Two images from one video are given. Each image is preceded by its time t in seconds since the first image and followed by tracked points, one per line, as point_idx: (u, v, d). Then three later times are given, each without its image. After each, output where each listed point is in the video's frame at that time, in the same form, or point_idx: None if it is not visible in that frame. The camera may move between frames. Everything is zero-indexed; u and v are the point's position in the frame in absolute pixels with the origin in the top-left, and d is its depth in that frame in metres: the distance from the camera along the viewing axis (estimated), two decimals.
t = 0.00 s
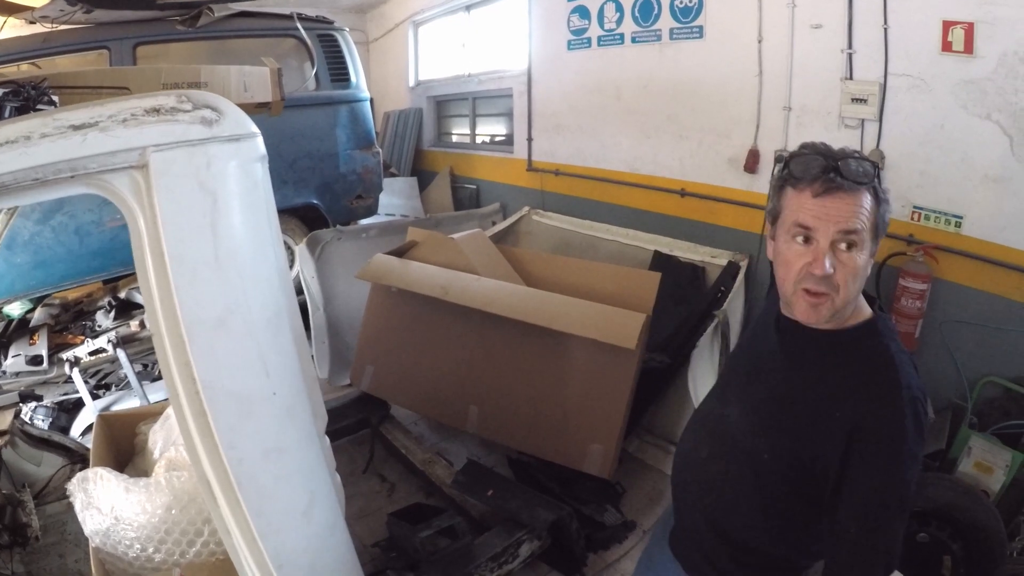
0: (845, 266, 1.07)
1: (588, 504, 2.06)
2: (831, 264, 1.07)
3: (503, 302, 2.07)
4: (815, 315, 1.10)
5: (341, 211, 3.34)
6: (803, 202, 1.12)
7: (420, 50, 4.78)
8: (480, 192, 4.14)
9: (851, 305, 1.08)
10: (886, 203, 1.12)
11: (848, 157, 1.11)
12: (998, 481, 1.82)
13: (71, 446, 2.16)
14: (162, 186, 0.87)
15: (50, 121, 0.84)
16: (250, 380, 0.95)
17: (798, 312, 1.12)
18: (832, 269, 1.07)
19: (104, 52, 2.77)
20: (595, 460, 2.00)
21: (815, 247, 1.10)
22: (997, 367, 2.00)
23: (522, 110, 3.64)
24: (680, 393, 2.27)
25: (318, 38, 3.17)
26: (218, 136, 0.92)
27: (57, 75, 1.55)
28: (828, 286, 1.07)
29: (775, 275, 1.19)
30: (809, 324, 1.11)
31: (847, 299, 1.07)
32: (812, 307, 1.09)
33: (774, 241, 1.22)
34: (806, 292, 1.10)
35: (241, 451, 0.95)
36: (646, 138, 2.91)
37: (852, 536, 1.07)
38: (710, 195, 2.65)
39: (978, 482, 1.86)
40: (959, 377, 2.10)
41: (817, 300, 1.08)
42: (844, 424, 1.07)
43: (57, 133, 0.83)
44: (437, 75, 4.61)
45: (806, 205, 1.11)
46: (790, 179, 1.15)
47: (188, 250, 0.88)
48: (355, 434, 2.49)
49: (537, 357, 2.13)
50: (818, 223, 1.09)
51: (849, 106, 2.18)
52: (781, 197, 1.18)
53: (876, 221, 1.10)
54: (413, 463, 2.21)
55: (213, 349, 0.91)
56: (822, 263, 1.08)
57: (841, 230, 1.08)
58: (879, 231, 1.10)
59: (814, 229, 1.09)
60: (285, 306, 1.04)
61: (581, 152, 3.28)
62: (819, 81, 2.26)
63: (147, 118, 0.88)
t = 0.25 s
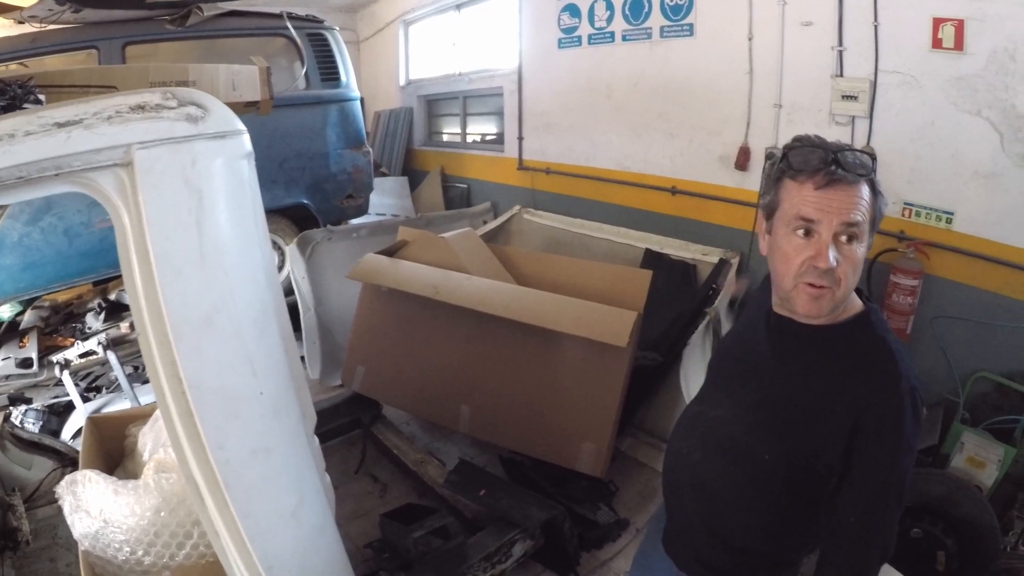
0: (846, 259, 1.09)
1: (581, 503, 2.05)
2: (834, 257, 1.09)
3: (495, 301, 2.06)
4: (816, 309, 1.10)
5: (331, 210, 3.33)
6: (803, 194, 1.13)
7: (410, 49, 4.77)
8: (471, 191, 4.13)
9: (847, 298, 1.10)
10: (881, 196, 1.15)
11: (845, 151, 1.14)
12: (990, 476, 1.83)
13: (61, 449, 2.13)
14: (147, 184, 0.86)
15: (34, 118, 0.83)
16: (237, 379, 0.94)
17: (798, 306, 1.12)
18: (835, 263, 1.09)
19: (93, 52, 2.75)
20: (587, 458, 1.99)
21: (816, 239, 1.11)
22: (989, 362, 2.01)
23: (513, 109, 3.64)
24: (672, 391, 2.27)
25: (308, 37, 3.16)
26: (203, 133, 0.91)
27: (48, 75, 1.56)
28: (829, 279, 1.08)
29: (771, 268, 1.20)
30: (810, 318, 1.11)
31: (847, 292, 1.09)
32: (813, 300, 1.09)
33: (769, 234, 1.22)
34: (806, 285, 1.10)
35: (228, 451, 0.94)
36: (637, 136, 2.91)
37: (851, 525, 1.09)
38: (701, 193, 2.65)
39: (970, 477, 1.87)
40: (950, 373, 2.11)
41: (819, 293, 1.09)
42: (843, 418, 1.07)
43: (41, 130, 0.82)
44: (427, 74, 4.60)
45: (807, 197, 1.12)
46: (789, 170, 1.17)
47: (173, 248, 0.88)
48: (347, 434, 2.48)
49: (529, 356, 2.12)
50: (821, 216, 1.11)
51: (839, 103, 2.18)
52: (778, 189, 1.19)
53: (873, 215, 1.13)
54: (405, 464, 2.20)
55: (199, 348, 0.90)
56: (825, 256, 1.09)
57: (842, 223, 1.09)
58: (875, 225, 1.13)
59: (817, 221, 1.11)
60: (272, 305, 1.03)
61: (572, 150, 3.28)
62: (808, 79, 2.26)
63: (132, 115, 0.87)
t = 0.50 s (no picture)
0: (842, 248, 1.09)
1: (574, 500, 2.04)
2: (832, 246, 1.08)
3: (486, 299, 2.05)
4: (815, 300, 1.09)
5: (321, 209, 3.31)
6: (797, 184, 1.12)
7: (400, 48, 4.75)
8: (461, 190, 4.12)
9: (841, 288, 1.10)
10: (870, 183, 1.15)
11: (833, 140, 1.14)
12: (984, 470, 1.84)
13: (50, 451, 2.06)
14: (129, 176, 0.84)
15: (14, 110, 0.81)
16: (220, 376, 0.92)
17: (796, 298, 1.11)
18: (832, 252, 1.08)
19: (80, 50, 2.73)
20: (580, 456, 1.98)
21: (812, 229, 1.10)
22: (980, 356, 2.02)
23: (503, 106, 3.63)
24: (663, 387, 2.27)
25: (297, 36, 3.14)
26: (186, 124, 0.90)
27: (30, 71, 1.55)
28: (827, 268, 1.08)
29: (765, 260, 1.19)
30: (808, 309, 1.11)
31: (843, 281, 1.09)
32: (811, 290, 1.09)
33: (761, 227, 1.22)
34: (804, 275, 1.10)
35: (212, 450, 0.92)
36: (627, 133, 2.91)
37: (858, 521, 1.08)
38: (691, 190, 2.65)
39: (964, 470, 1.88)
40: (943, 367, 2.12)
41: (817, 284, 1.08)
42: (851, 414, 1.07)
43: (21, 122, 0.80)
44: (417, 73, 4.59)
45: (801, 186, 1.12)
46: (780, 161, 1.16)
47: (155, 242, 0.86)
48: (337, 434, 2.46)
49: (521, 354, 2.11)
50: (817, 204, 1.10)
51: (829, 99, 2.19)
52: (769, 180, 1.18)
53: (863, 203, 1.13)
54: (396, 463, 2.19)
55: (181, 344, 0.89)
56: (823, 246, 1.08)
57: (837, 212, 1.09)
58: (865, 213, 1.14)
59: (813, 211, 1.10)
60: (256, 300, 1.02)
61: (562, 148, 3.27)
62: (798, 74, 2.27)
63: (113, 107, 0.86)
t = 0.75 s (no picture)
0: (837, 231, 1.09)
1: (565, 498, 2.03)
2: (828, 230, 1.08)
3: (475, 297, 2.03)
4: (812, 284, 1.08)
5: (307, 208, 3.28)
6: (790, 168, 1.12)
7: (387, 46, 4.73)
8: (448, 188, 4.11)
9: (836, 273, 1.10)
10: (861, 168, 1.15)
11: (822, 125, 1.14)
12: (977, 462, 1.86)
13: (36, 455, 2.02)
14: (108, 165, 0.82)
15: None
16: (202, 372, 0.90)
17: (793, 283, 1.10)
18: (829, 234, 1.08)
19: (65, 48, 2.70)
20: (571, 454, 1.97)
21: (807, 213, 1.10)
22: (969, 348, 2.02)
23: (490, 103, 3.62)
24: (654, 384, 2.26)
25: (283, 33, 3.11)
26: (167, 112, 0.88)
27: (9, 63, 1.52)
28: (823, 251, 1.07)
29: (759, 247, 1.18)
30: (805, 294, 1.09)
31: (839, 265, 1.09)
32: (808, 274, 1.08)
33: (753, 215, 1.21)
34: (802, 259, 1.08)
35: (194, 448, 0.90)
36: (615, 129, 2.90)
37: (855, 516, 1.07)
38: (680, 185, 2.65)
39: (957, 463, 1.90)
40: (934, 360, 2.12)
41: (814, 268, 1.07)
42: (854, 404, 1.06)
43: None
44: (404, 71, 4.57)
45: (795, 171, 1.11)
46: (771, 147, 1.16)
47: (135, 233, 0.84)
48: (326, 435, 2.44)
49: (510, 352, 2.10)
50: (811, 188, 1.10)
51: (818, 93, 2.19)
52: (761, 167, 1.18)
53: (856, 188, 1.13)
54: (385, 464, 2.16)
55: (162, 339, 0.87)
56: (819, 230, 1.08)
57: (831, 195, 1.09)
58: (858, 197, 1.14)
59: (807, 195, 1.10)
60: (238, 294, 1.00)
61: (550, 145, 3.26)
62: (787, 69, 2.27)
63: (92, 94, 0.83)
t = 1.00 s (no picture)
0: (824, 216, 1.09)
1: (553, 495, 2.01)
2: (815, 216, 1.08)
3: (461, 294, 2.02)
4: (799, 269, 1.08)
5: (289, 207, 3.25)
6: (775, 155, 1.12)
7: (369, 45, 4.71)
8: (432, 187, 4.09)
9: (823, 259, 1.10)
10: (845, 154, 1.16)
11: (807, 111, 1.15)
12: (963, 451, 1.88)
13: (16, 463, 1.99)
14: (82, 155, 0.80)
15: None
16: (179, 368, 0.88)
17: (780, 269, 1.10)
18: (815, 220, 1.08)
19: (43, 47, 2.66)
20: (558, 451, 1.96)
21: (794, 200, 1.10)
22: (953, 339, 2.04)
23: (473, 101, 3.61)
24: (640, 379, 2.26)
25: (265, 31, 3.08)
26: (143, 101, 0.86)
27: None
28: (810, 237, 1.07)
29: (746, 235, 1.18)
30: (793, 280, 1.09)
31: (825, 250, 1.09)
32: (795, 259, 1.08)
33: (739, 203, 1.21)
34: (789, 245, 1.09)
35: (172, 447, 0.87)
36: (598, 126, 2.91)
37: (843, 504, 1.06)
38: (663, 181, 2.66)
39: (943, 452, 1.92)
40: (919, 351, 2.14)
41: (801, 253, 1.08)
42: (842, 392, 1.06)
43: None
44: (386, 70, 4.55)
45: (780, 157, 1.11)
46: (756, 134, 1.16)
47: (109, 225, 0.82)
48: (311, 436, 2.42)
49: (496, 349, 2.08)
50: (797, 174, 1.10)
51: (801, 88, 2.21)
52: (746, 154, 1.18)
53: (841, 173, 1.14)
54: (371, 464, 2.14)
55: (137, 335, 0.84)
56: (805, 215, 1.08)
57: (817, 181, 1.09)
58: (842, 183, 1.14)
59: (793, 181, 1.10)
60: (215, 289, 0.98)
61: (534, 142, 3.26)
62: (770, 64, 2.29)
63: (66, 83, 0.81)
